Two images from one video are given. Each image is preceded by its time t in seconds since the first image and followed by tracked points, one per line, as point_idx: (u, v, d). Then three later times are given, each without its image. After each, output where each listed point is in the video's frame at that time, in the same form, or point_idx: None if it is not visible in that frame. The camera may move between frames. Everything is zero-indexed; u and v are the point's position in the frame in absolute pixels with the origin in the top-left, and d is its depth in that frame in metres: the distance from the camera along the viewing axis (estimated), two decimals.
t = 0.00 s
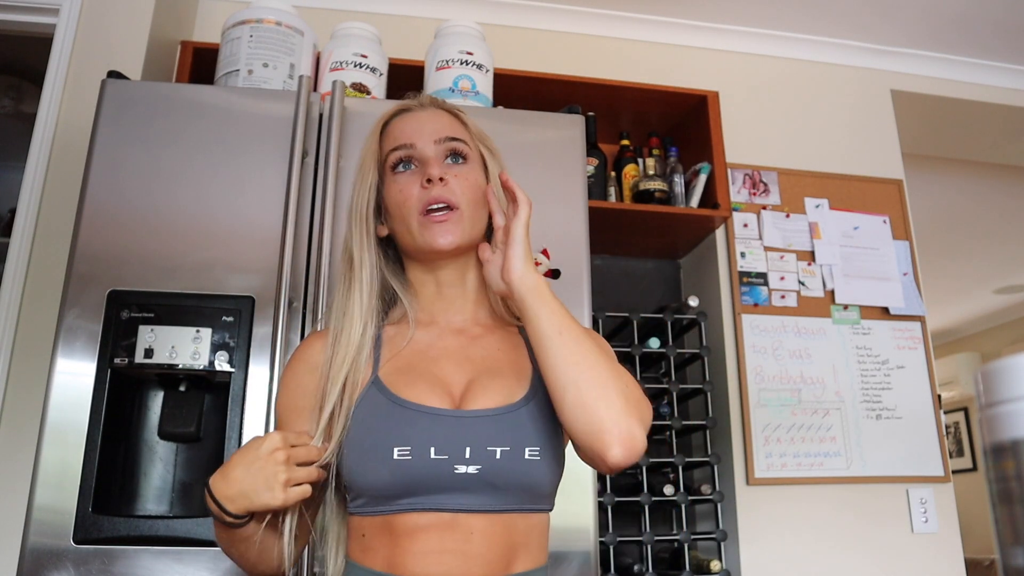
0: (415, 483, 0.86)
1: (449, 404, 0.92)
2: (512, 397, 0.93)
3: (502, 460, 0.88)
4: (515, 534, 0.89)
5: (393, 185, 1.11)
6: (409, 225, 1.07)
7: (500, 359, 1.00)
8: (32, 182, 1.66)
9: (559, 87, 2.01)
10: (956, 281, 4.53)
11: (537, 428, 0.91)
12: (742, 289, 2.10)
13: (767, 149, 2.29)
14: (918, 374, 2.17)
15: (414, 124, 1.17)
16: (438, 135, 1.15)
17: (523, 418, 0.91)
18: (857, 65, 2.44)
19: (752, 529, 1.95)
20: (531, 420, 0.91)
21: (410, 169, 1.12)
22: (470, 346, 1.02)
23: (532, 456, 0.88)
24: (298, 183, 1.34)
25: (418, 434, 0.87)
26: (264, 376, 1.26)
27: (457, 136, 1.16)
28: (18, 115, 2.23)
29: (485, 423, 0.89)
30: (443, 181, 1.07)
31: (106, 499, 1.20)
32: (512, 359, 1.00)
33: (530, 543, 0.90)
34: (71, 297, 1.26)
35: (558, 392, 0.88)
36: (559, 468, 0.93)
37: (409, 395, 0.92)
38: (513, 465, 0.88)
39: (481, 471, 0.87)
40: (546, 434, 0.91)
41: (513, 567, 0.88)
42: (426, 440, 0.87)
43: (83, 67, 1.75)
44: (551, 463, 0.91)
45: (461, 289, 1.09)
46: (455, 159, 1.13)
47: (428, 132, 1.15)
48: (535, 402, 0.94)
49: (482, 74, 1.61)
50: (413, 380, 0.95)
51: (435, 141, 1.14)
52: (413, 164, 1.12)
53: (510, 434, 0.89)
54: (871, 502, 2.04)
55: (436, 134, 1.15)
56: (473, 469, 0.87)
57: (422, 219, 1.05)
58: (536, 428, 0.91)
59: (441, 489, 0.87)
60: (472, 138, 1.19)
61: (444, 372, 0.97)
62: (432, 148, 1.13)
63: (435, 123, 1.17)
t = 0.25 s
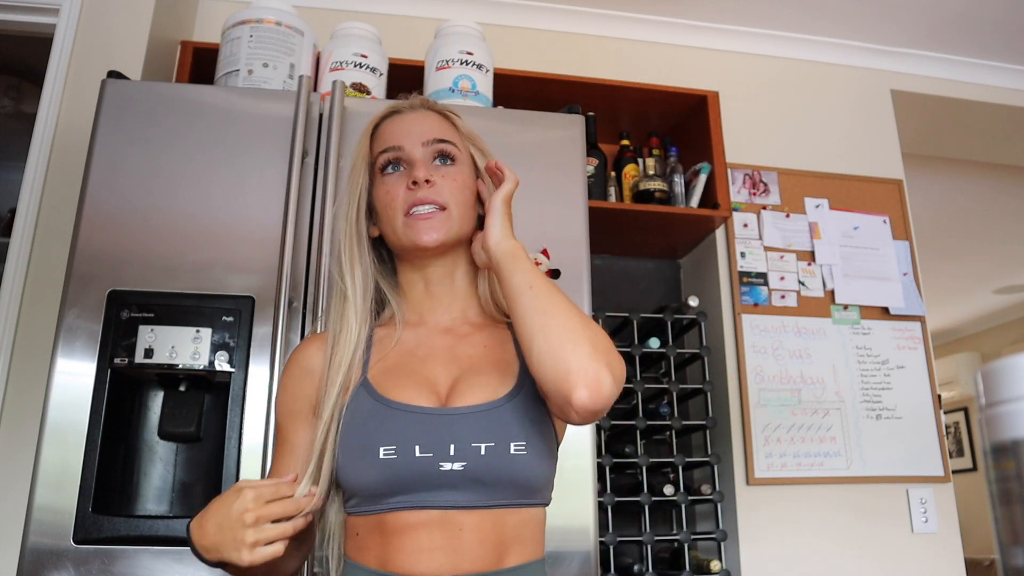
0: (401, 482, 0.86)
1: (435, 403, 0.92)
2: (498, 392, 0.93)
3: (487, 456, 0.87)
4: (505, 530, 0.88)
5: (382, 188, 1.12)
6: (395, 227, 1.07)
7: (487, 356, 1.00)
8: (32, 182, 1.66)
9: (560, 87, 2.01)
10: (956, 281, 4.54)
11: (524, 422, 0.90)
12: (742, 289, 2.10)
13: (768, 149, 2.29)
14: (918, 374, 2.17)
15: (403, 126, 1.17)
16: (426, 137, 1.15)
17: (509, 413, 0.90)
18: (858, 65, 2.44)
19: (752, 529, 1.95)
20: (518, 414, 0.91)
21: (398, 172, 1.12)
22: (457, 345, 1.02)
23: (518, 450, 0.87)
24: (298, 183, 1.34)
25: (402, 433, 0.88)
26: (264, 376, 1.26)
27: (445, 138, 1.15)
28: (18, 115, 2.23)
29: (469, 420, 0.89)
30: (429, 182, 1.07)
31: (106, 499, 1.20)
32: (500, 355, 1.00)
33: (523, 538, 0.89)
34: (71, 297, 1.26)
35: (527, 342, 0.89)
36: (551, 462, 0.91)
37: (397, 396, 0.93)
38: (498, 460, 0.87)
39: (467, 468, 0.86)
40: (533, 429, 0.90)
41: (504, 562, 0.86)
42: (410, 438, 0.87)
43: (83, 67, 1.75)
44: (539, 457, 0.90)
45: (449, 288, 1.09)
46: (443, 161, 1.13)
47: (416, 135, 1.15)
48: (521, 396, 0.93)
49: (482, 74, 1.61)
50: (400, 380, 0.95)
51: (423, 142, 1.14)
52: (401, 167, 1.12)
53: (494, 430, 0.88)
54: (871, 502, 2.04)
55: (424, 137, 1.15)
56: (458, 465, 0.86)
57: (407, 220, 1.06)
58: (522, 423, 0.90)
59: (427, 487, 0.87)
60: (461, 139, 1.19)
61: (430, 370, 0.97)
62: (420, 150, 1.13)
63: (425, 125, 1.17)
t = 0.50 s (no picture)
0: (389, 480, 0.87)
1: (422, 401, 0.92)
2: (484, 387, 0.92)
3: (471, 451, 0.86)
4: (496, 525, 0.87)
5: (372, 193, 1.12)
6: (384, 232, 1.08)
7: (477, 350, 0.99)
8: (32, 182, 1.66)
9: (560, 87, 2.01)
10: (956, 281, 4.54)
11: (510, 415, 0.89)
12: (742, 289, 2.10)
13: (768, 149, 2.29)
14: (918, 374, 2.17)
15: (393, 133, 1.17)
16: (415, 143, 1.14)
17: (496, 408, 0.89)
18: (858, 65, 2.44)
19: (753, 529, 1.95)
20: (505, 407, 0.90)
21: (388, 179, 1.13)
22: (448, 343, 1.02)
23: (501, 444, 0.86)
24: (297, 183, 1.34)
25: (389, 433, 0.88)
26: (264, 376, 1.26)
27: (436, 143, 1.15)
28: (17, 115, 2.23)
29: (453, 416, 0.88)
30: (419, 189, 1.07)
31: (106, 499, 1.20)
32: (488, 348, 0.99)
33: (516, 533, 0.88)
34: (71, 298, 1.26)
35: (508, 300, 0.90)
36: (543, 453, 0.90)
37: (385, 397, 0.94)
38: (482, 456, 0.86)
39: (451, 464, 0.86)
40: (521, 422, 0.89)
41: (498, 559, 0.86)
42: (395, 437, 0.88)
43: (84, 67, 1.75)
44: (527, 449, 0.88)
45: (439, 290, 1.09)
46: (433, 166, 1.13)
47: (406, 141, 1.15)
48: (510, 388, 0.91)
49: (482, 74, 1.61)
50: (389, 384, 0.96)
51: (414, 148, 1.14)
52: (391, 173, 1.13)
53: (478, 426, 0.87)
54: (871, 502, 2.04)
55: (413, 142, 1.14)
56: (443, 462, 0.86)
57: (397, 226, 1.06)
58: (509, 418, 0.89)
59: (415, 484, 0.87)
60: (451, 141, 1.18)
61: (418, 371, 0.98)
62: (410, 155, 1.13)
63: (414, 129, 1.17)
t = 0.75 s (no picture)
0: (382, 480, 0.88)
1: (415, 401, 0.92)
2: (476, 384, 0.92)
3: (459, 448, 0.86)
4: (488, 524, 0.86)
5: (365, 203, 1.13)
6: (379, 240, 1.09)
7: (473, 350, 0.98)
8: (32, 182, 1.66)
9: (560, 87, 2.01)
10: (956, 281, 4.54)
11: (500, 412, 0.88)
12: (742, 289, 2.10)
13: (768, 149, 2.29)
14: (918, 375, 2.17)
15: (382, 139, 1.18)
16: (405, 150, 1.15)
17: (487, 406, 0.89)
18: (858, 65, 2.44)
19: (753, 529, 1.95)
20: (496, 404, 0.89)
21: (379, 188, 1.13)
22: (444, 344, 1.02)
23: (489, 442, 0.86)
24: (297, 182, 1.34)
25: (381, 432, 0.89)
26: (264, 377, 1.26)
27: (426, 148, 1.15)
28: (18, 115, 2.23)
29: (443, 415, 0.88)
30: (409, 196, 1.07)
31: (106, 499, 1.20)
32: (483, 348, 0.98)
33: (510, 533, 0.86)
34: (71, 298, 1.26)
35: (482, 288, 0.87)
36: (536, 451, 0.88)
37: (380, 400, 0.94)
38: (471, 453, 0.86)
39: (441, 462, 0.86)
40: (512, 420, 0.88)
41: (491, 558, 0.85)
42: (386, 437, 0.88)
43: (84, 67, 1.75)
44: (518, 446, 0.87)
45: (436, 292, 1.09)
46: (423, 171, 1.13)
47: (396, 147, 1.15)
48: (501, 387, 0.91)
49: (482, 74, 1.61)
50: (384, 388, 0.97)
51: (402, 155, 1.14)
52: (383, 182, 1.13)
53: (468, 423, 0.87)
54: (871, 502, 2.04)
55: (402, 149, 1.15)
56: (433, 460, 0.86)
57: (390, 235, 1.07)
58: (501, 415, 0.88)
59: (406, 483, 0.87)
60: (442, 146, 1.18)
61: (414, 373, 0.98)
62: (399, 162, 1.14)
63: (405, 136, 1.17)
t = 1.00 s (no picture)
0: (375, 481, 0.88)
1: (411, 403, 0.93)
2: (473, 385, 0.92)
3: (450, 450, 0.86)
4: (479, 527, 0.85)
5: (367, 208, 1.15)
6: (380, 243, 1.11)
7: (473, 352, 0.98)
8: (31, 182, 1.66)
9: (560, 87, 2.01)
10: (956, 281, 4.54)
11: (491, 414, 0.88)
12: (742, 289, 2.10)
13: (768, 149, 2.29)
14: (918, 375, 2.17)
15: (380, 145, 1.20)
16: (402, 154, 1.16)
17: (479, 409, 0.89)
18: (858, 65, 2.44)
19: (753, 529, 1.95)
20: (489, 406, 0.89)
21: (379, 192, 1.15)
22: (444, 345, 1.02)
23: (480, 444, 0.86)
24: (297, 182, 1.34)
25: (375, 433, 0.90)
26: (264, 376, 1.26)
27: (423, 152, 1.16)
28: (17, 115, 2.23)
29: (435, 417, 0.88)
30: (406, 198, 1.09)
31: (106, 499, 1.20)
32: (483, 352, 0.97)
33: (502, 536, 0.86)
34: (71, 298, 1.26)
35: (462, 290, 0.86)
36: (529, 454, 0.88)
37: (378, 401, 0.96)
38: (462, 455, 0.86)
39: (432, 464, 0.86)
40: (505, 422, 0.88)
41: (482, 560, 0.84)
42: (380, 438, 0.89)
43: (84, 67, 1.75)
44: (509, 449, 0.87)
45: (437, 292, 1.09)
46: (420, 173, 1.14)
47: (393, 152, 1.17)
48: (493, 390, 0.90)
49: (482, 74, 1.60)
50: (383, 389, 0.97)
51: (399, 159, 1.16)
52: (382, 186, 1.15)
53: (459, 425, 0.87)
54: (871, 502, 2.04)
55: (399, 153, 1.16)
56: (424, 461, 0.86)
57: (389, 237, 1.08)
58: (494, 418, 0.88)
59: (398, 484, 0.87)
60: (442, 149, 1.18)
61: (414, 374, 0.98)
62: (397, 167, 1.15)
63: (403, 141, 1.19)
